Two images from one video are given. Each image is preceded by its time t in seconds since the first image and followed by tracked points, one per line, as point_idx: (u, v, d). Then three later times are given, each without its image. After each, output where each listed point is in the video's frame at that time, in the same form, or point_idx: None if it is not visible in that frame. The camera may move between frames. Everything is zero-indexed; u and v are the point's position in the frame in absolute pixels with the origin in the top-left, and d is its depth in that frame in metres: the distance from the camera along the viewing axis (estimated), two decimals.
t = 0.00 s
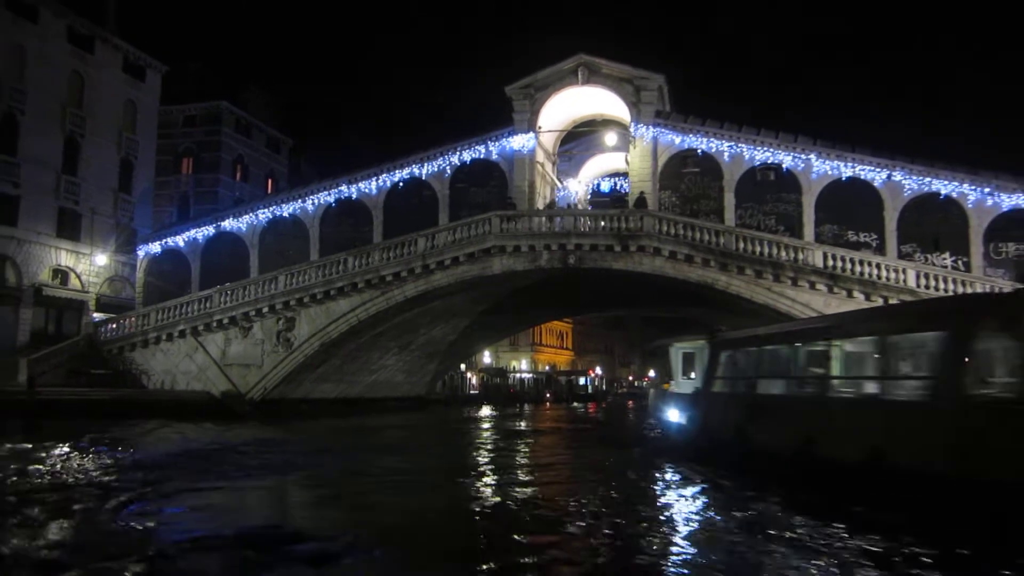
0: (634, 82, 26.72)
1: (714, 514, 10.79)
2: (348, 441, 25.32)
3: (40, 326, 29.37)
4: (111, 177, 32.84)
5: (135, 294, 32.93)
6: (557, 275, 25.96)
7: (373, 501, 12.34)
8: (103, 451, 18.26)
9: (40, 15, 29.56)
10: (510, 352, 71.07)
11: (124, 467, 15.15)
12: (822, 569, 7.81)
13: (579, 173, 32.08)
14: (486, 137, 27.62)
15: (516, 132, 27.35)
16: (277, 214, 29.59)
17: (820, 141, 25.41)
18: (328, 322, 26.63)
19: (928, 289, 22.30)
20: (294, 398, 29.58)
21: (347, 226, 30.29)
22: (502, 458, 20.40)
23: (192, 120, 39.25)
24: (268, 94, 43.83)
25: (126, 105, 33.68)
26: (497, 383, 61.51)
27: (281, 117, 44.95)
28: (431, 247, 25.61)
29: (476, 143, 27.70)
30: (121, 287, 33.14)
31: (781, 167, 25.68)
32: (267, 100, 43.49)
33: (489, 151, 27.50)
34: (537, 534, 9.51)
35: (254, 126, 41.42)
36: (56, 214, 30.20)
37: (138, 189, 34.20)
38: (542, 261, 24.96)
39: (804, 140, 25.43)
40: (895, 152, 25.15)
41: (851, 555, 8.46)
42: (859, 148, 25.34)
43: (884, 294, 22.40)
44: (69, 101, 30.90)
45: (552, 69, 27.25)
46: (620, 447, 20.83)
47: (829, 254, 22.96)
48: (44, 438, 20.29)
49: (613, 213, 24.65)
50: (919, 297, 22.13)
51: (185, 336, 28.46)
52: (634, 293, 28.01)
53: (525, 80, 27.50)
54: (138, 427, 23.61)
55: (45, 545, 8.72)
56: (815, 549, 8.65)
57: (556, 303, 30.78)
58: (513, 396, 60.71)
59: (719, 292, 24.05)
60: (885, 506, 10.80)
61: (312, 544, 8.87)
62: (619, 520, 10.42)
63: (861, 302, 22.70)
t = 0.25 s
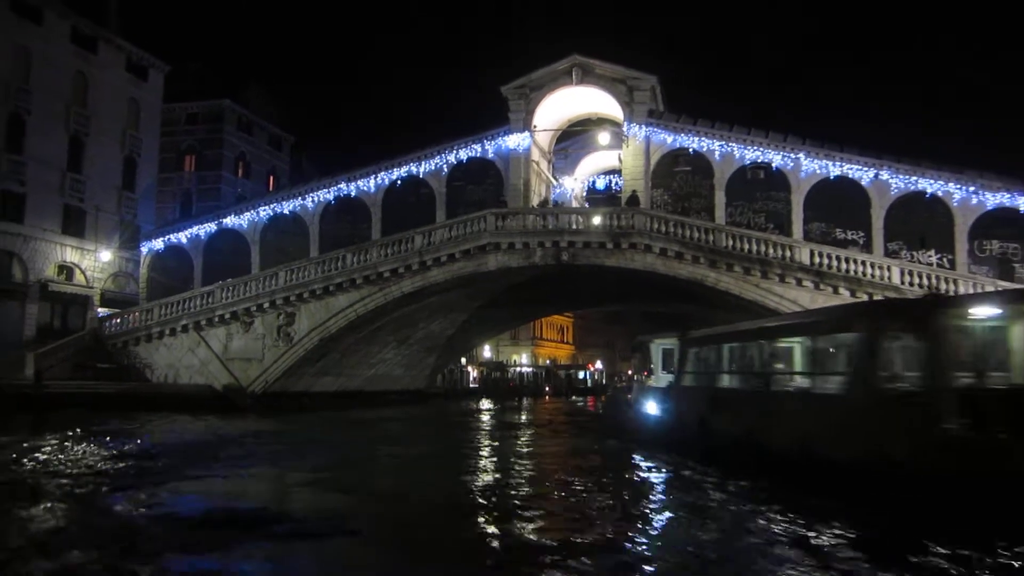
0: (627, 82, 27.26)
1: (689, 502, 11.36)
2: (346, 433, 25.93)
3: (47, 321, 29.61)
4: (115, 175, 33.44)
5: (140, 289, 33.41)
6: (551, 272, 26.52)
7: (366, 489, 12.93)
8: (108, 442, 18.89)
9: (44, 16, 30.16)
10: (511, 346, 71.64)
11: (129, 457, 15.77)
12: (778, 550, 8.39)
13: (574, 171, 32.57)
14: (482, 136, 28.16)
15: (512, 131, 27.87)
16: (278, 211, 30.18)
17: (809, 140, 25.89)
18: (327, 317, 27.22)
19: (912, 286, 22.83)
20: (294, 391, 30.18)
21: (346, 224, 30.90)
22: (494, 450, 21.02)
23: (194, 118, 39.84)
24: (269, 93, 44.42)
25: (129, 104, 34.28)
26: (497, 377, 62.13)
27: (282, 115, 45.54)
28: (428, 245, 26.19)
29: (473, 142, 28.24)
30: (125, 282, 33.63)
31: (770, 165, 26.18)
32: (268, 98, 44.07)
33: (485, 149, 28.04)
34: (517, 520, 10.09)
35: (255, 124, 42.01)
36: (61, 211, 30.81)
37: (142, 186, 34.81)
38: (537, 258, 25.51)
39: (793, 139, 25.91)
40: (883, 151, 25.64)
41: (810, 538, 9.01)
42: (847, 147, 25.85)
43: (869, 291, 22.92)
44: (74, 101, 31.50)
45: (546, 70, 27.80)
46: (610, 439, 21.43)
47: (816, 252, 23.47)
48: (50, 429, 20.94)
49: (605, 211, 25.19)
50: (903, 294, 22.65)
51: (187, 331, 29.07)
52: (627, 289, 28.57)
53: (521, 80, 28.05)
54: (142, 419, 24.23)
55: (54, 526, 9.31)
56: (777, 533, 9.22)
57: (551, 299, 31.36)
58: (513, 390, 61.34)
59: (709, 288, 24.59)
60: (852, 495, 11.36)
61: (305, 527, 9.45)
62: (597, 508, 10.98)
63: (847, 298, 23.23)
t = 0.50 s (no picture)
0: (621, 80, 27.75)
1: (665, 487, 11.95)
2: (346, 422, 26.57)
3: (52, 313, 30.61)
4: (119, 170, 34.04)
5: (143, 282, 34.11)
6: (546, 266, 27.07)
7: (360, 476, 13.55)
8: (113, 430, 19.50)
9: (49, 14, 30.71)
10: (511, 338, 72.16)
11: (134, 445, 16.40)
12: (740, 530, 8.97)
13: (571, 166, 33.05)
14: (479, 133, 28.69)
15: (507, 127, 28.40)
16: (278, 206, 30.73)
17: (799, 137, 26.35)
18: (327, 310, 27.82)
19: (897, 281, 23.37)
20: (295, 383, 30.81)
21: (346, 219, 31.46)
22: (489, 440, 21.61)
23: (197, 113, 40.39)
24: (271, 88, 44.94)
25: (133, 99, 34.85)
26: (496, 368, 62.77)
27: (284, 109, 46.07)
28: (425, 239, 26.76)
29: (470, 138, 28.76)
30: (128, 275, 34.37)
31: (761, 162, 26.68)
32: (270, 93, 44.58)
33: (482, 146, 28.58)
34: (501, 503, 10.68)
35: (257, 119, 42.54)
36: (67, 207, 31.43)
37: (145, 181, 35.42)
38: (531, 253, 26.07)
39: (783, 136, 26.38)
40: (872, 148, 26.13)
41: (773, 518, 9.58)
42: (836, 144, 26.33)
43: (855, 285, 23.47)
44: (79, 98, 32.07)
45: (542, 68, 28.32)
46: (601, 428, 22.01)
47: (803, 247, 24.01)
48: (57, 419, 21.57)
49: (598, 207, 25.73)
50: (888, 288, 23.20)
51: (190, 323, 29.71)
52: (621, 283, 29.11)
53: (517, 78, 28.56)
54: (146, 410, 24.86)
55: (64, 507, 9.92)
56: (745, 514, 9.78)
57: (546, 293, 31.93)
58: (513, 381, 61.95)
59: (700, 283, 25.13)
60: (821, 481, 11.94)
61: (299, 509, 10.04)
62: (577, 492, 11.57)
63: (833, 292, 23.78)
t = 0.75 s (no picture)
0: (614, 79, 28.26)
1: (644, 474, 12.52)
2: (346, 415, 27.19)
3: (58, 310, 31.09)
4: (123, 168, 34.64)
5: (147, 278, 34.76)
6: (541, 262, 27.62)
7: (354, 466, 14.14)
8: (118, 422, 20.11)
9: (54, 16, 31.28)
10: (513, 333, 72.66)
11: (139, 436, 17.04)
12: (708, 512, 9.56)
13: (567, 164, 33.53)
14: (475, 131, 29.21)
15: (503, 126, 28.93)
16: (279, 204, 31.31)
17: (789, 135, 26.84)
18: (327, 306, 28.40)
19: (883, 276, 23.89)
20: (295, 377, 31.42)
21: (345, 216, 32.04)
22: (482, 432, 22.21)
23: (199, 111, 40.97)
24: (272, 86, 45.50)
25: (136, 98, 35.43)
26: (497, 363, 63.34)
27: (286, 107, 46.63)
28: (423, 236, 27.34)
29: (466, 137, 29.28)
30: (132, 272, 35.02)
31: (752, 160, 27.18)
32: (271, 91, 45.15)
33: (478, 144, 29.11)
34: (485, 490, 11.27)
35: (259, 117, 43.09)
36: (72, 205, 32.06)
37: (149, 179, 36.04)
38: (526, 250, 26.63)
39: (773, 134, 26.87)
40: (860, 145, 26.62)
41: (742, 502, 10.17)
42: (825, 142, 26.81)
43: (842, 281, 24.00)
44: (83, 98, 32.65)
45: (537, 68, 28.89)
46: (592, 420, 22.60)
47: (791, 244, 24.53)
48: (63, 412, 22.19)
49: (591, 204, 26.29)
50: (874, 284, 23.72)
51: (193, 319, 30.33)
52: (615, 280, 29.64)
53: (512, 77, 29.09)
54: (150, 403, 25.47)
55: (73, 493, 10.53)
56: (715, 498, 10.34)
57: (541, 289, 32.47)
58: (513, 375, 62.50)
59: (691, 279, 25.67)
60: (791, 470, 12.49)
61: (294, 495, 10.63)
62: (558, 480, 12.15)
63: (821, 288, 24.30)
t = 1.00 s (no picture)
0: (608, 81, 28.78)
1: (627, 464, 13.10)
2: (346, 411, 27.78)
3: (65, 309, 31.77)
4: (128, 169, 35.26)
5: (151, 277, 35.36)
6: (536, 261, 28.17)
7: (349, 459, 14.72)
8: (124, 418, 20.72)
9: (59, 20, 31.87)
10: (515, 330, 73.06)
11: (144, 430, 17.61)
12: (677, 498, 10.18)
13: (565, 163, 33.94)
14: (472, 132, 29.74)
15: (500, 127, 29.45)
16: (280, 204, 31.89)
17: (779, 135, 27.32)
18: (327, 304, 28.99)
19: (870, 274, 24.40)
20: (297, 374, 32.01)
21: (346, 216, 32.62)
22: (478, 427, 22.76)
23: (202, 112, 41.56)
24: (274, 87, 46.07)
25: (140, 100, 36.03)
26: (498, 360, 63.82)
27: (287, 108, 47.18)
28: (421, 236, 27.91)
29: (463, 138, 29.82)
30: (137, 271, 35.64)
31: (744, 160, 27.67)
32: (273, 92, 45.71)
33: (475, 145, 29.65)
34: (473, 480, 11.85)
35: (261, 118, 43.67)
36: (78, 205, 32.68)
37: (153, 180, 36.64)
38: (522, 249, 27.19)
39: (764, 134, 27.36)
40: (850, 145, 27.10)
41: (712, 488, 10.80)
42: (816, 142, 27.29)
43: (830, 279, 24.51)
44: (88, 100, 33.25)
45: (533, 69, 29.40)
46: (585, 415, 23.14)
47: (781, 242, 25.04)
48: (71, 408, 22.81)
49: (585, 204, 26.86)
50: (861, 281, 24.24)
51: (196, 318, 30.96)
52: (609, 278, 30.15)
53: (508, 79, 29.60)
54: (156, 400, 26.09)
55: (82, 483, 11.13)
56: (690, 486, 10.90)
57: (538, 288, 33.01)
58: (515, 372, 62.97)
59: (683, 277, 26.19)
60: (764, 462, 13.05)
61: (290, 485, 11.21)
62: (544, 470, 12.73)
63: (810, 286, 24.82)
